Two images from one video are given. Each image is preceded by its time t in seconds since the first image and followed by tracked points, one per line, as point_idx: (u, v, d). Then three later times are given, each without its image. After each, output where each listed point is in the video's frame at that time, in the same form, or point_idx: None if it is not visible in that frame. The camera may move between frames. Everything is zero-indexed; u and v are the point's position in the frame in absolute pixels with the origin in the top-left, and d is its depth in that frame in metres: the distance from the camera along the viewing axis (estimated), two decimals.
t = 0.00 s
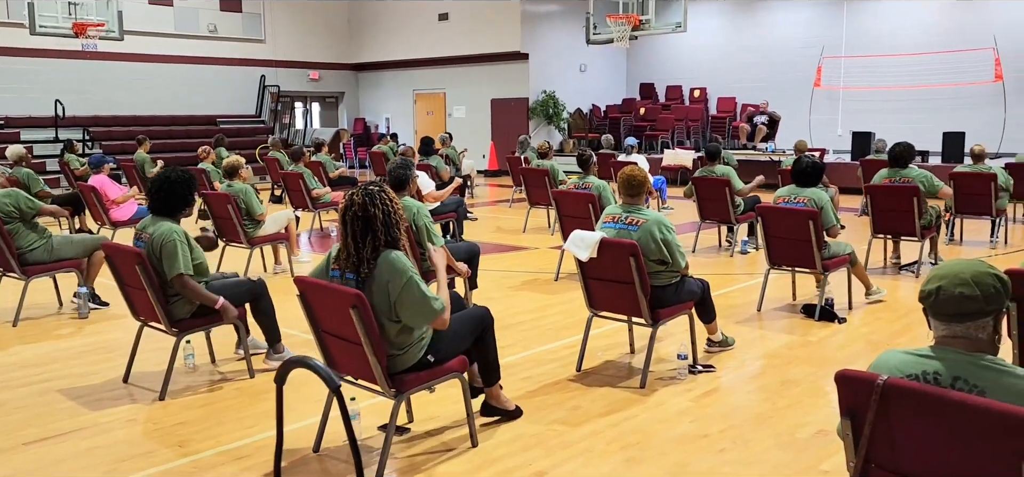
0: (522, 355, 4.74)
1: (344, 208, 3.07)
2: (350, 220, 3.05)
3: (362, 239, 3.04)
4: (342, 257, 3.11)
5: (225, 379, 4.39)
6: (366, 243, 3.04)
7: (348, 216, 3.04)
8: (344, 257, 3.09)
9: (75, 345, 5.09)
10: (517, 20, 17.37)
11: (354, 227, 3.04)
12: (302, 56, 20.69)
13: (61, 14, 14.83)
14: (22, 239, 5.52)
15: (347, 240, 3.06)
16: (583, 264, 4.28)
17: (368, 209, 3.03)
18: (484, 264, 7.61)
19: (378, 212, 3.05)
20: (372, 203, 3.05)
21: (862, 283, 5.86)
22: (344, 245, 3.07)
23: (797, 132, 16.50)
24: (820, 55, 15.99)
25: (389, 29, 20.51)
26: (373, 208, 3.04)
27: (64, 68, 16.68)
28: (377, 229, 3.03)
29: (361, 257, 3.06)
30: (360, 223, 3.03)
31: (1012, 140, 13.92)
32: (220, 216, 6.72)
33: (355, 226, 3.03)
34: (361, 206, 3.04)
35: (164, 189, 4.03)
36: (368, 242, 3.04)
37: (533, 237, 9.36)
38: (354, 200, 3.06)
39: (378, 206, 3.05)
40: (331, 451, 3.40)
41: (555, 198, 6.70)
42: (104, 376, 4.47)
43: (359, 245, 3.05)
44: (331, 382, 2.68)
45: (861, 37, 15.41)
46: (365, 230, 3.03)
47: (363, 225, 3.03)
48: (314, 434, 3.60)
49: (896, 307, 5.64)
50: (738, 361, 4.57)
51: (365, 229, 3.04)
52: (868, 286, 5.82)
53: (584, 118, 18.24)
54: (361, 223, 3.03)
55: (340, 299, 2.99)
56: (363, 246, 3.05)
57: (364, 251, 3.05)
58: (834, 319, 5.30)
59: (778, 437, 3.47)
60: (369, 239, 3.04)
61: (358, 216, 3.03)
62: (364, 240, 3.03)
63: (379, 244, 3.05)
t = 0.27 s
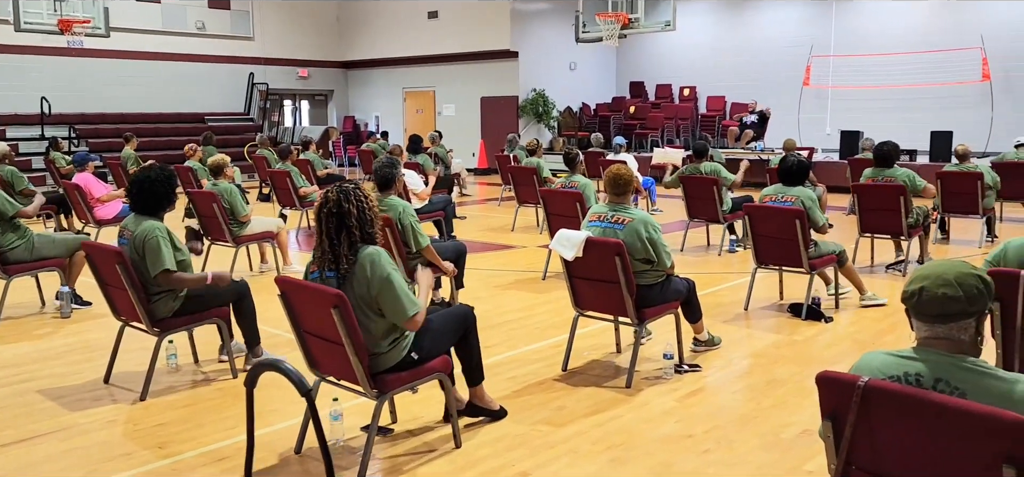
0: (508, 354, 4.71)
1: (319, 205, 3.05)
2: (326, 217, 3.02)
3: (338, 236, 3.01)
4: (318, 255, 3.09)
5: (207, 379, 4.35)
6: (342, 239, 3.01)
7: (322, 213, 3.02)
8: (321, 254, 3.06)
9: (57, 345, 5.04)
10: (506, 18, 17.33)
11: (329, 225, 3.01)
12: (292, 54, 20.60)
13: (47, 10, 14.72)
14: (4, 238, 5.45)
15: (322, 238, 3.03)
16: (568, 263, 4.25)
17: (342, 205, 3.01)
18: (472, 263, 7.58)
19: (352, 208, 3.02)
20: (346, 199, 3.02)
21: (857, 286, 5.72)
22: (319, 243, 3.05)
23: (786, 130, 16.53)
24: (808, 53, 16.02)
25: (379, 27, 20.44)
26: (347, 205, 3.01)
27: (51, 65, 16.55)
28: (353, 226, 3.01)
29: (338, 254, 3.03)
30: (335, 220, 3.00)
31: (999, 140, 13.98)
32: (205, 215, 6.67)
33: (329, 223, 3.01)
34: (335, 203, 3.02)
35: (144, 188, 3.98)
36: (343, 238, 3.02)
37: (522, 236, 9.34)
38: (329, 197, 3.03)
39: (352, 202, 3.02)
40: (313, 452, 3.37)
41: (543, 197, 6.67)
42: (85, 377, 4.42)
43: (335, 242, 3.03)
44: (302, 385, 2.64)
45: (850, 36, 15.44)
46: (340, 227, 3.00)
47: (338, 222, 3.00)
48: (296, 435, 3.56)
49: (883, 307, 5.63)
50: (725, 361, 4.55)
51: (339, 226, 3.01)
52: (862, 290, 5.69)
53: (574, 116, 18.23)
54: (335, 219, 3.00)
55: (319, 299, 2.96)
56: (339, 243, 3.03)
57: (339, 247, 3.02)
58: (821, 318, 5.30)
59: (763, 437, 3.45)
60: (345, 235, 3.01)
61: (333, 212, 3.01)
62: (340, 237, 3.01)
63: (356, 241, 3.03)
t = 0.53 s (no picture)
0: (491, 352, 4.69)
1: (305, 199, 3.05)
2: (310, 211, 3.03)
3: (320, 231, 3.01)
4: (299, 249, 3.08)
5: (187, 378, 4.31)
6: (323, 234, 3.01)
7: (308, 205, 3.03)
8: (302, 249, 3.06)
9: (34, 344, 4.97)
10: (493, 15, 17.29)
11: (313, 219, 3.01)
12: (277, 51, 20.48)
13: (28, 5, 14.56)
14: None
15: (305, 231, 3.03)
16: (551, 261, 4.24)
17: (328, 199, 3.02)
18: (458, 260, 7.55)
19: (337, 203, 3.03)
20: (331, 194, 3.03)
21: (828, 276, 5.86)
22: (302, 237, 3.04)
23: (772, 128, 16.58)
24: (794, 52, 16.06)
25: (365, 24, 20.36)
26: (332, 199, 3.02)
27: (32, 61, 16.36)
28: (336, 221, 3.01)
29: (319, 248, 3.02)
30: (320, 214, 3.01)
31: (982, 138, 14.08)
32: (188, 212, 6.61)
33: (314, 217, 3.01)
34: (321, 196, 3.02)
35: (128, 184, 3.93)
36: (325, 233, 3.01)
37: (508, 233, 9.31)
38: (315, 190, 3.04)
39: (338, 197, 3.03)
40: (294, 452, 3.33)
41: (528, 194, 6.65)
42: (62, 376, 4.36)
43: (316, 236, 3.02)
44: (272, 385, 2.59)
45: (836, 35, 15.49)
46: (323, 222, 3.00)
47: (322, 216, 3.01)
48: (276, 434, 3.53)
49: (867, 304, 5.64)
50: (708, 358, 4.55)
51: (323, 220, 3.01)
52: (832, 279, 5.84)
53: (561, 113, 18.24)
54: (320, 212, 3.01)
55: (298, 296, 2.93)
56: (320, 237, 3.01)
57: (319, 242, 3.02)
58: (805, 316, 5.31)
59: (746, 435, 3.45)
60: (327, 230, 3.01)
61: (318, 206, 3.02)
62: (323, 231, 3.01)
63: (338, 235, 3.02)
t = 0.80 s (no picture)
0: (473, 350, 4.68)
1: (294, 196, 3.00)
2: (301, 208, 2.98)
3: (310, 229, 2.96)
4: (286, 247, 3.03)
5: (165, 377, 4.26)
6: (313, 232, 2.96)
7: (298, 203, 2.97)
8: (290, 246, 3.01)
9: (9, 343, 4.91)
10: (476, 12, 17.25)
11: (303, 217, 2.96)
12: (259, 47, 20.34)
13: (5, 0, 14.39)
14: None
15: (294, 229, 2.98)
16: (533, 258, 4.23)
17: (319, 197, 2.97)
18: (440, 258, 7.52)
19: (328, 201, 2.98)
20: (323, 192, 2.98)
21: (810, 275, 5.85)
22: (290, 235, 2.99)
23: (754, 126, 16.63)
24: (777, 50, 16.12)
25: (348, 21, 20.26)
26: (324, 198, 2.97)
27: (10, 57, 16.15)
28: (327, 220, 2.95)
29: (307, 247, 2.97)
30: (310, 212, 2.96)
31: (962, 136, 14.20)
32: (167, 209, 6.54)
33: (303, 214, 2.96)
34: (312, 194, 2.97)
35: (95, 178, 3.88)
36: (315, 232, 2.96)
37: (491, 230, 9.29)
38: (306, 188, 2.99)
39: (329, 195, 2.98)
40: (271, 451, 3.30)
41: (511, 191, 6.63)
42: (38, 375, 4.30)
43: (305, 234, 2.97)
44: (242, 384, 2.56)
45: (818, 33, 15.57)
46: (313, 220, 2.95)
47: (312, 214, 2.96)
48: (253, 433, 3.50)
49: (847, 301, 5.67)
50: (690, 354, 4.55)
51: (313, 218, 2.96)
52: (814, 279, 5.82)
53: (545, 111, 18.21)
54: (310, 210, 2.96)
55: (277, 294, 2.90)
56: (309, 236, 2.96)
57: (308, 240, 2.96)
58: (786, 312, 5.33)
59: (726, 431, 3.45)
60: (317, 229, 2.95)
61: (308, 204, 2.96)
62: (313, 230, 2.95)
63: (328, 236, 2.97)
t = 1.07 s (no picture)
0: (454, 348, 4.66)
1: (268, 192, 2.97)
2: (275, 203, 2.95)
3: (284, 224, 2.92)
4: (260, 246, 2.99)
5: (143, 377, 4.22)
6: (288, 228, 2.92)
7: (272, 198, 2.95)
8: (264, 244, 2.97)
9: None
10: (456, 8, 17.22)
11: (277, 212, 2.93)
12: (237, 44, 20.18)
13: None
14: None
15: (268, 225, 2.95)
16: (513, 256, 4.23)
17: (293, 192, 2.95)
18: (421, 256, 7.50)
19: (303, 195, 2.96)
20: (297, 186, 2.96)
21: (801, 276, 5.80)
22: (264, 232, 2.96)
23: (734, 123, 16.72)
24: (756, 48, 16.21)
25: (327, 18, 20.16)
26: (298, 192, 2.95)
27: None
28: (302, 214, 2.93)
29: (281, 243, 2.94)
30: (284, 207, 2.94)
31: (939, 133, 14.35)
32: (144, 207, 6.48)
33: (278, 210, 2.93)
34: (286, 189, 2.95)
35: (64, 177, 3.83)
36: (290, 227, 2.93)
37: (472, 228, 9.27)
38: (280, 183, 2.97)
39: (303, 189, 2.97)
40: (250, 451, 3.27)
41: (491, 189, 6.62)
42: (12, 376, 4.24)
43: (280, 230, 2.94)
44: (218, 382, 2.53)
45: (796, 32, 15.68)
46: (288, 215, 2.92)
47: (286, 209, 2.94)
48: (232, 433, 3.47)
49: (826, 297, 5.71)
50: (670, 351, 4.57)
51: (288, 213, 2.93)
52: (805, 279, 5.76)
53: (526, 108, 18.19)
54: (284, 205, 2.93)
55: (254, 291, 2.87)
56: (284, 231, 2.93)
57: (283, 236, 2.93)
58: (765, 308, 5.36)
59: (706, 428, 3.46)
60: (293, 224, 2.92)
61: (283, 199, 2.94)
62: (288, 226, 2.92)
63: (303, 231, 2.94)
